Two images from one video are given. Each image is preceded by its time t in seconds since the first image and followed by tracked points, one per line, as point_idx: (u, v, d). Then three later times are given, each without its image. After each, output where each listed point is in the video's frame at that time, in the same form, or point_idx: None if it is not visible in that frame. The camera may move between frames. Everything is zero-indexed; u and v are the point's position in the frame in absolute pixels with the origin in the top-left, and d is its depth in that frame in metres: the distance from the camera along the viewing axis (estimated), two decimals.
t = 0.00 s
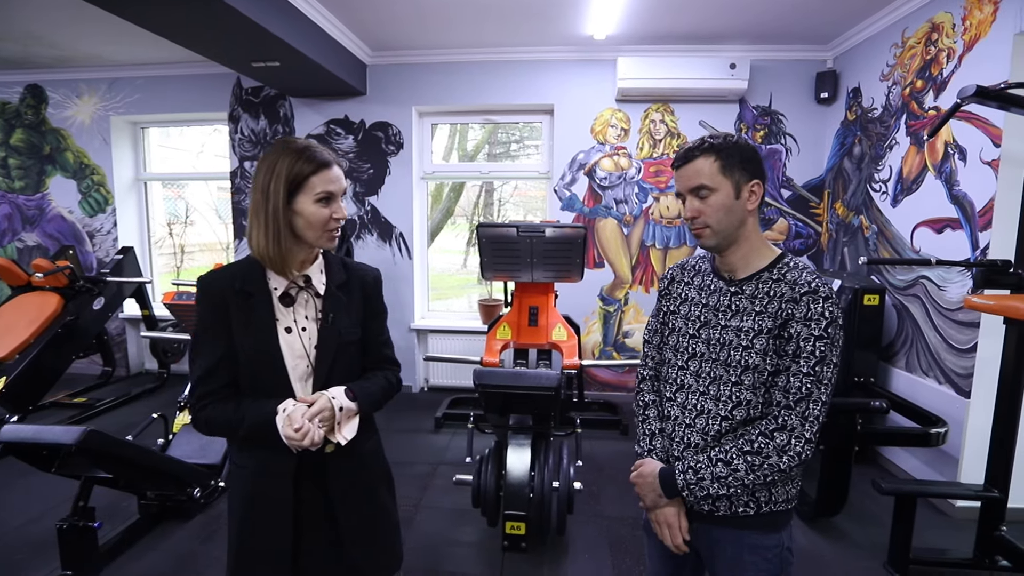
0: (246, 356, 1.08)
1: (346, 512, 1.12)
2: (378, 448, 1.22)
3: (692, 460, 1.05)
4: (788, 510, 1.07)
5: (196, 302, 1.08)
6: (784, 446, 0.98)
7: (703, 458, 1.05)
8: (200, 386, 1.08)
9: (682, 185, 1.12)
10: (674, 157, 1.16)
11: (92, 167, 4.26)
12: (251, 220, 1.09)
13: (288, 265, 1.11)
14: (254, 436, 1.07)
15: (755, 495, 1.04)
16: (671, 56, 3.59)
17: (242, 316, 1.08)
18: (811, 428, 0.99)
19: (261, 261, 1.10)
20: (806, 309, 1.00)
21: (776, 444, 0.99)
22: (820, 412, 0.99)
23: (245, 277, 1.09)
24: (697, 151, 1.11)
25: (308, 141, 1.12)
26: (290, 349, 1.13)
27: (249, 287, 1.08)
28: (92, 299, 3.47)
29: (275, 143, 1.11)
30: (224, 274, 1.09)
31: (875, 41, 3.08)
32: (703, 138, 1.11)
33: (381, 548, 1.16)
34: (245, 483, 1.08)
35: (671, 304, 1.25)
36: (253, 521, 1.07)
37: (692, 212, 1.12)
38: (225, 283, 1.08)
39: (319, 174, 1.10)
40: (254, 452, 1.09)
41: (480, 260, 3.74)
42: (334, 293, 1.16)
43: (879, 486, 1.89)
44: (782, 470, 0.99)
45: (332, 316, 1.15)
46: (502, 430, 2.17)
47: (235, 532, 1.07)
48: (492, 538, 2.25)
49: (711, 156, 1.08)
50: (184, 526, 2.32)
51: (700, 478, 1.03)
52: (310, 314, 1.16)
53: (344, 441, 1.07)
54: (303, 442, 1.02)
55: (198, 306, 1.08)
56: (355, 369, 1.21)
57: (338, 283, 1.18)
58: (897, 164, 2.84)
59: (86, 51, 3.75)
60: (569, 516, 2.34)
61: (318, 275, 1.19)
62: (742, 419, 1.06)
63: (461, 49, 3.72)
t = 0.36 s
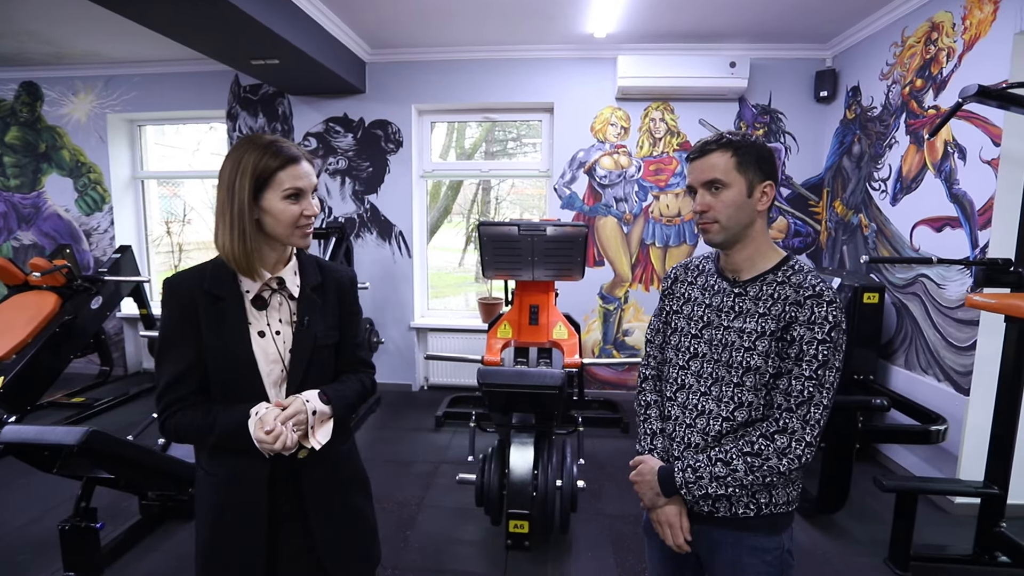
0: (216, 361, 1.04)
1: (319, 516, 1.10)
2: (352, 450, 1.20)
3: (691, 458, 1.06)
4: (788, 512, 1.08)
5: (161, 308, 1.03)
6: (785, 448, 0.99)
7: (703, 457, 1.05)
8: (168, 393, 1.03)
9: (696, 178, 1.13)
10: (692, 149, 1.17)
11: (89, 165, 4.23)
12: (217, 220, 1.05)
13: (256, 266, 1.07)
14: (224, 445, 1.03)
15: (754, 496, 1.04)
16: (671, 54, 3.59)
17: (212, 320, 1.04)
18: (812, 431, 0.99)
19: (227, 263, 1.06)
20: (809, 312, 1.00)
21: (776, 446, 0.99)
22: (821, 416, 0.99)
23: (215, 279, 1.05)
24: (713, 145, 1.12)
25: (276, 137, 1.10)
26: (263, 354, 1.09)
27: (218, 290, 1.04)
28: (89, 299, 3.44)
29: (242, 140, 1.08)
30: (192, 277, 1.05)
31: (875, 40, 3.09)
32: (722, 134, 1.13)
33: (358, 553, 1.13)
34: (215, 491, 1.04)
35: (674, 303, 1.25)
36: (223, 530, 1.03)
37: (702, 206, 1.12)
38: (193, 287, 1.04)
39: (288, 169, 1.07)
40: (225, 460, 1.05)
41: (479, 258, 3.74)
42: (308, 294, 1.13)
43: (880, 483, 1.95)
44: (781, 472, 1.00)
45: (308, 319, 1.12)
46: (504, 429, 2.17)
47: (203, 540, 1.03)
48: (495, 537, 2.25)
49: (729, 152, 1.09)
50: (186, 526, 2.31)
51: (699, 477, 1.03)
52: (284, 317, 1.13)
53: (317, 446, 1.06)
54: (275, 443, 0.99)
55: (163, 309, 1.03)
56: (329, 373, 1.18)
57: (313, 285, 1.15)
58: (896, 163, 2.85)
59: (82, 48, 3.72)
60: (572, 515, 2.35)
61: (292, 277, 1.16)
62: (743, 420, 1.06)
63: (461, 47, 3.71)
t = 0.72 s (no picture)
0: (203, 370, 1.00)
1: (316, 519, 1.10)
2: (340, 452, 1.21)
3: (702, 462, 1.06)
4: (787, 510, 1.09)
5: (143, 315, 0.98)
6: (799, 459, 0.99)
7: (713, 462, 1.05)
8: (150, 402, 0.98)
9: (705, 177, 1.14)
10: (700, 150, 1.19)
11: (85, 164, 4.20)
12: (196, 227, 1.03)
13: (240, 270, 1.05)
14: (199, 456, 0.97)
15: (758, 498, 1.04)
16: (671, 54, 3.60)
17: (200, 327, 1.00)
18: (826, 440, 0.99)
19: (210, 272, 1.04)
20: (804, 320, 1.01)
21: (791, 456, 0.99)
22: (833, 424, 0.99)
23: (202, 285, 1.02)
24: (722, 145, 1.13)
25: (245, 136, 1.08)
26: (254, 362, 1.06)
27: (204, 296, 1.01)
28: (87, 299, 3.43)
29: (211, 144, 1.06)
30: (178, 285, 1.01)
31: (873, 41, 3.11)
32: (733, 136, 1.14)
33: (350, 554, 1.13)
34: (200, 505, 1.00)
35: (673, 303, 1.26)
36: (213, 543, 1.00)
37: (707, 204, 1.13)
38: (180, 293, 1.00)
39: (261, 165, 1.05)
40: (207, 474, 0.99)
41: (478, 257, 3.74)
42: (297, 300, 1.12)
43: (880, 481, 1.97)
44: (793, 481, 1.00)
45: (298, 326, 1.10)
46: (507, 429, 2.17)
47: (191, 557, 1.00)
48: (497, 536, 2.26)
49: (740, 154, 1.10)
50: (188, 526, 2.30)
51: (709, 481, 1.03)
52: (273, 324, 1.11)
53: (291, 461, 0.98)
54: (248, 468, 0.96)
55: (144, 314, 0.99)
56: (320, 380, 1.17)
57: (301, 291, 1.14)
58: (894, 163, 2.87)
59: (79, 46, 3.70)
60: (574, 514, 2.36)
61: (281, 282, 1.14)
62: (744, 422, 1.07)
63: (460, 46, 3.71)
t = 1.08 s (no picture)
0: (200, 376, 1.00)
1: (321, 518, 1.09)
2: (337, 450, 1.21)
3: (701, 463, 1.07)
4: (791, 509, 1.10)
5: (139, 319, 0.99)
6: (792, 451, 1.01)
7: (712, 461, 1.06)
8: (150, 404, 1.00)
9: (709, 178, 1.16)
10: (707, 153, 1.21)
11: (84, 164, 4.19)
12: (189, 231, 1.03)
13: (231, 272, 1.04)
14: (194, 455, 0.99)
15: (761, 495, 1.06)
16: (671, 55, 3.60)
17: (198, 332, 1.00)
18: (818, 433, 1.02)
19: (202, 276, 1.03)
20: (814, 317, 1.03)
21: (784, 448, 1.02)
22: (827, 418, 1.02)
23: (198, 291, 1.02)
24: (729, 148, 1.16)
25: (238, 141, 1.08)
26: (254, 366, 1.06)
27: (202, 303, 1.01)
28: (86, 300, 3.42)
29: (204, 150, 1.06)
30: (174, 292, 1.01)
31: (872, 42, 3.12)
32: (740, 140, 1.16)
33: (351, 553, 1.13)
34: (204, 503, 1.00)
35: (678, 307, 1.26)
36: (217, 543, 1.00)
37: (712, 205, 1.15)
38: (178, 301, 1.00)
39: (253, 167, 1.05)
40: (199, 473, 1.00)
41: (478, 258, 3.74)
42: (294, 304, 1.11)
43: (880, 481, 1.99)
44: (787, 473, 1.02)
45: (296, 329, 1.10)
46: (509, 430, 2.18)
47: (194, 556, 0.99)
48: (500, 536, 2.26)
49: (742, 156, 1.13)
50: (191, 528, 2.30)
51: (709, 480, 1.05)
52: (270, 327, 1.09)
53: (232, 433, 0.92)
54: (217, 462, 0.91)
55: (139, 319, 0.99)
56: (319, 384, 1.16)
57: (298, 294, 1.13)
58: (892, 164, 2.89)
59: (77, 46, 3.68)
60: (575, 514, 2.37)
61: (277, 287, 1.12)
62: (750, 422, 1.09)
63: (460, 47, 3.71)
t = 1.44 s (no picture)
0: (206, 377, 0.99)
1: (333, 517, 1.09)
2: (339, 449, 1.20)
3: (709, 458, 1.08)
4: (801, 506, 1.10)
5: (139, 320, 0.97)
6: (799, 442, 1.01)
7: (720, 455, 1.08)
8: (151, 408, 0.98)
9: (718, 175, 1.17)
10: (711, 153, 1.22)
11: (83, 164, 4.18)
12: (190, 227, 1.02)
13: (232, 272, 1.03)
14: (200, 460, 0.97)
15: (770, 492, 1.07)
16: (671, 55, 3.61)
17: (200, 332, 0.99)
18: (826, 425, 1.02)
19: (202, 275, 1.02)
20: (821, 309, 1.03)
21: (791, 439, 1.02)
22: (835, 410, 1.01)
23: (199, 290, 1.00)
24: (733, 148, 1.17)
25: (244, 139, 1.07)
26: (259, 365, 1.05)
27: (204, 302, 0.99)
28: (86, 299, 3.41)
29: (209, 147, 1.05)
30: (173, 292, 0.99)
31: (872, 42, 3.13)
32: (745, 139, 1.17)
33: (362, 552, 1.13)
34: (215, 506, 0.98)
35: (688, 306, 1.27)
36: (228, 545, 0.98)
37: (718, 203, 1.16)
38: (178, 301, 0.98)
39: (259, 168, 1.04)
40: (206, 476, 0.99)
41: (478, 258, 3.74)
42: (296, 303, 1.11)
43: (881, 480, 2.00)
44: (796, 466, 1.02)
45: (299, 327, 1.09)
46: (511, 430, 2.17)
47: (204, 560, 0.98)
48: (501, 535, 2.26)
49: (751, 155, 1.13)
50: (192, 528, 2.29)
51: (717, 475, 1.06)
52: (273, 327, 1.10)
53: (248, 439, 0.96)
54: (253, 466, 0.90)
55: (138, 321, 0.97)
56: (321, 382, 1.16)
57: (299, 293, 1.13)
58: (893, 164, 2.90)
59: (76, 45, 3.67)
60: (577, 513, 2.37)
61: (278, 286, 1.12)
62: (759, 417, 1.09)
63: (460, 46, 3.70)
